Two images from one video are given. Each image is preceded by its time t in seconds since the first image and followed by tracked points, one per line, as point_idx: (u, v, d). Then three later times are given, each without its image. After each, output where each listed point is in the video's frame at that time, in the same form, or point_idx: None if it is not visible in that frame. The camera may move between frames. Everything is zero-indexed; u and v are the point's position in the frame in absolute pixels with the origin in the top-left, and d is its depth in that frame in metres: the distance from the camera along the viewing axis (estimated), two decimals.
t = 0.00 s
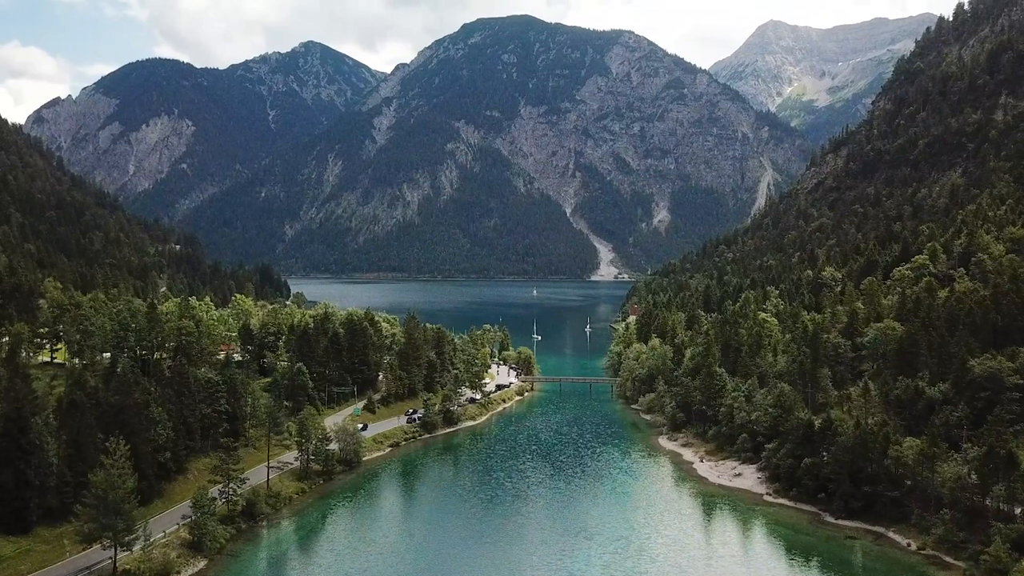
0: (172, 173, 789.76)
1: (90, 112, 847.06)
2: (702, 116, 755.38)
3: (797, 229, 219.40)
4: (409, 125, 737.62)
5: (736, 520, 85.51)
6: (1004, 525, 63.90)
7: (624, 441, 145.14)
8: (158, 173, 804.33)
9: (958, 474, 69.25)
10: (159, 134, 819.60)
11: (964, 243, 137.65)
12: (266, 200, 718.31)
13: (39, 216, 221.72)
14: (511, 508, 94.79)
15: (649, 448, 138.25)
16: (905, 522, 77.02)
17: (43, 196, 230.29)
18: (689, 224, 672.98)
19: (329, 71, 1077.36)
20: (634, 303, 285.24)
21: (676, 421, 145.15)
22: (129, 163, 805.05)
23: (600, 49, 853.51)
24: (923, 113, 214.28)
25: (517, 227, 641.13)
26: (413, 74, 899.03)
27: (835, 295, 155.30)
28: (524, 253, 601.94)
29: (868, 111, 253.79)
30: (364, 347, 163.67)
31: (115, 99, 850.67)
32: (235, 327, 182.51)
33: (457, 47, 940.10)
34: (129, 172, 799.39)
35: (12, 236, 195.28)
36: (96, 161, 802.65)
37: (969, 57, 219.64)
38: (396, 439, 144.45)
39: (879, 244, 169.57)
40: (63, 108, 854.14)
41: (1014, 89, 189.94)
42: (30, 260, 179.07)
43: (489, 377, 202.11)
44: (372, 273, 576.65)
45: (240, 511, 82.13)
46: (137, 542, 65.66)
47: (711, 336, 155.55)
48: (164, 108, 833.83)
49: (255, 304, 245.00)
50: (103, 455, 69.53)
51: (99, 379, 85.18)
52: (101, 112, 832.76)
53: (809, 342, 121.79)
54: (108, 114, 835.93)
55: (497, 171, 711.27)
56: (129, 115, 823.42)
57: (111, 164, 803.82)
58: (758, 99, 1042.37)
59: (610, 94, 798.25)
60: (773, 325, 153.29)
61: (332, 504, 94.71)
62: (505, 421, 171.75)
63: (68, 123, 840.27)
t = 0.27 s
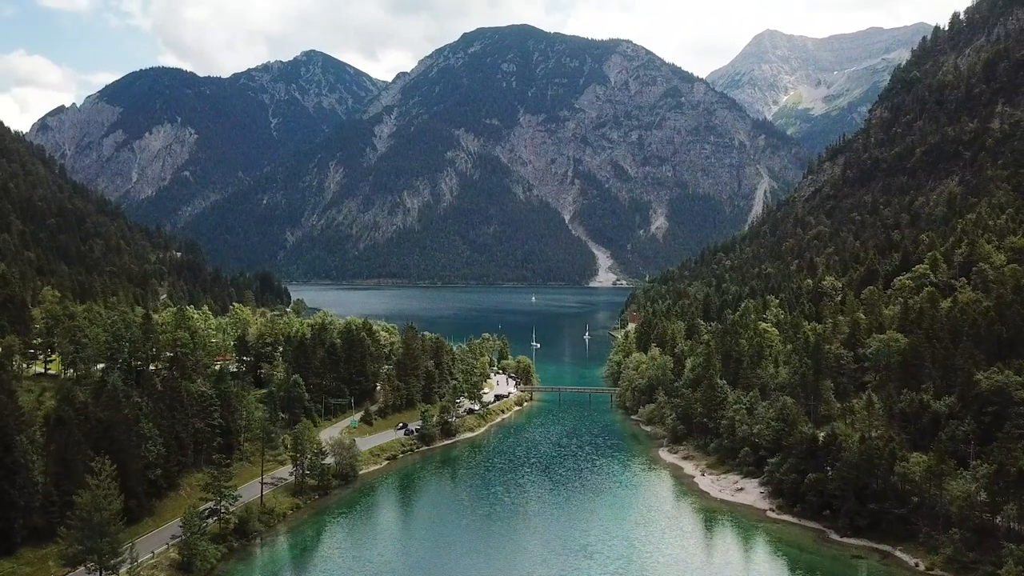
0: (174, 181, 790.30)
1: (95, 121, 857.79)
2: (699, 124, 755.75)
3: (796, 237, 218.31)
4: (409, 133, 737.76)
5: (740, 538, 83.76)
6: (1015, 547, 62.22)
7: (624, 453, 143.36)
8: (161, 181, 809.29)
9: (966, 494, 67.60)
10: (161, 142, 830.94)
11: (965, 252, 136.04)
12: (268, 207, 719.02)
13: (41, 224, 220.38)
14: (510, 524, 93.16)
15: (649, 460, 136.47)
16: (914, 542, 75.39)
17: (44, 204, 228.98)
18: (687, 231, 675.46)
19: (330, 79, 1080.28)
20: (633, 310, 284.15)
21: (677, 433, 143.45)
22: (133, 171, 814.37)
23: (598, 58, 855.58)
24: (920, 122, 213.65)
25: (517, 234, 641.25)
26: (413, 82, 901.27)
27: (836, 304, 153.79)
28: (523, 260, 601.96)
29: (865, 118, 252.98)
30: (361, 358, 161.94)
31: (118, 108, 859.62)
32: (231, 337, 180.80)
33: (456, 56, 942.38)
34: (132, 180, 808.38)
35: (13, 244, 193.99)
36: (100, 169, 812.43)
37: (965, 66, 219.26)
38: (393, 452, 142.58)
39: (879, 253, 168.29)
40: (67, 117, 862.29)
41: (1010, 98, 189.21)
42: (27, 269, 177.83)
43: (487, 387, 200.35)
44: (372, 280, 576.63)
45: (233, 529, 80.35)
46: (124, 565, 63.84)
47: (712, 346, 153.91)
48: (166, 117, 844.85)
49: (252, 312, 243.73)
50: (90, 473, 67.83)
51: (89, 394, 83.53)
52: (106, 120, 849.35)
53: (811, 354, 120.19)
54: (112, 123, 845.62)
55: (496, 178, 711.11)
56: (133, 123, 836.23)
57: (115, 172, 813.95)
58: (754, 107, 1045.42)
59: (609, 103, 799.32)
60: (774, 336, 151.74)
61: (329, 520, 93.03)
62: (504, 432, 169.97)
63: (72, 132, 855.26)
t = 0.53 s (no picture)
0: (176, 184, 789.47)
1: (99, 123, 863.50)
2: (696, 128, 755.39)
3: (795, 239, 216.78)
4: (409, 136, 736.77)
5: (745, 551, 82.18)
6: None
7: (624, 462, 141.47)
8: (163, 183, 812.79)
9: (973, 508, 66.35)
10: (163, 145, 834.99)
11: (965, 256, 134.41)
12: (269, 209, 717.92)
13: (41, 227, 218.80)
14: (510, 538, 91.16)
15: (650, 469, 134.74)
16: (920, 556, 73.74)
17: (44, 207, 227.56)
18: (685, 232, 674.18)
19: (332, 84, 1081.05)
20: (631, 314, 282.69)
21: (678, 440, 141.76)
22: (135, 174, 821.34)
23: (596, 62, 855.21)
24: (917, 126, 212.62)
25: (516, 236, 639.70)
26: (413, 87, 901.68)
27: (836, 310, 152.15)
28: (521, 261, 600.65)
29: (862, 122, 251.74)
30: (358, 365, 160.88)
31: (122, 111, 866.91)
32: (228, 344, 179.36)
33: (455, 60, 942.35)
34: (135, 184, 815.70)
35: (13, 247, 192.49)
36: (103, 172, 820.00)
37: (961, 70, 218.30)
38: (390, 460, 140.98)
39: (879, 256, 166.80)
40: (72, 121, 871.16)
41: (1007, 102, 187.98)
42: (24, 273, 176.41)
43: (486, 393, 198.48)
44: (372, 282, 575.37)
45: (225, 543, 78.52)
46: None
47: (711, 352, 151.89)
48: (168, 120, 847.62)
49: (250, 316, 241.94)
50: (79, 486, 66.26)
51: (79, 405, 81.88)
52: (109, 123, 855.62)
53: (813, 361, 118.74)
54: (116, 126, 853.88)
55: (495, 180, 710.18)
56: (136, 126, 840.42)
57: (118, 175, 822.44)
58: (751, 111, 1045.48)
59: (607, 106, 798.83)
60: (774, 342, 150.19)
61: (323, 532, 91.31)
62: (502, 439, 168.05)
63: (76, 135, 864.17)
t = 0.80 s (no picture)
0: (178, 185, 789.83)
1: (102, 125, 868.58)
2: (694, 130, 754.87)
3: (793, 242, 215.59)
4: (409, 138, 734.99)
5: (748, 564, 80.72)
6: None
7: (624, 468, 139.75)
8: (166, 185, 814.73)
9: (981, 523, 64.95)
10: (165, 147, 838.51)
11: (966, 260, 132.87)
12: (270, 211, 717.17)
13: (41, 229, 217.56)
14: (509, 549, 89.44)
15: (650, 476, 133.14)
16: (927, 570, 72.27)
17: (45, 209, 226.39)
18: (683, 233, 674.24)
19: (334, 86, 1080.66)
20: (630, 316, 281.38)
21: (677, 446, 140.18)
22: (138, 175, 824.44)
23: (595, 64, 854.68)
24: (914, 128, 211.51)
25: (515, 236, 637.88)
26: (413, 89, 901.61)
27: (836, 314, 150.79)
28: (520, 262, 599.95)
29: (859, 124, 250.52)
30: (355, 371, 159.13)
31: (125, 112, 870.08)
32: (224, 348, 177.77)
33: (456, 62, 941.23)
34: (138, 185, 819.08)
35: (13, 249, 191.57)
36: (107, 173, 823.95)
37: (957, 72, 217.34)
38: (388, 467, 139.18)
39: (878, 260, 165.49)
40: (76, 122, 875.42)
41: (1003, 104, 186.92)
42: (22, 276, 175.26)
43: (484, 397, 196.75)
44: (372, 282, 574.51)
45: (218, 557, 76.92)
46: None
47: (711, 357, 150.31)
48: (171, 123, 849.09)
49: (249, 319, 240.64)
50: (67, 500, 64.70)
51: (67, 416, 80.11)
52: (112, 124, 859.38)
53: (814, 367, 117.26)
54: (120, 127, 858.28)
55: (495, 182, 709.09)
56: (139, 128, 843.29)
57: (121, 176, 826.78)
58: (747, 112, 1045.37)
59: (605, 108, 798.15)
60: (774, 347, 148.73)
61: (318, 544, 89.62)
62: (501, 445, 166.30)
63: (80, 137, 870.34)
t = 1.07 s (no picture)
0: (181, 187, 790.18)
1: (105, 128, 869.85)
2: (691, 133, 754.23)
3: (791, 244, 214.18)
4: (409, 141, 734.06)
5: None
6: None
7: (624, 476, 137.94)
8: (168, 187, 815.19)
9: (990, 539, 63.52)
10: (169, 149, 839.01)
11: (966, 265, 131.53)
12: (271, 213, 715.62)
13: (41, 232, 215.93)
14: (507, 562, 87.79)
15: (650, 484, 131.43)
16: None
17: (45, 212, 224.74)
18: (680, 235, 674.53)
19: (335, 89, 1080.34)
20: (628, 318, 279.73)
21: (677, 453, 138.44)
22: (141, 177, 825.07)
23: (593, 67, 854.21)
24: (910, 132, 210.22)
25: (514, 238, 630.84)
26: (414, 92, 901.93)
27: (836, 318, 149.27)
28: (519, 263, 599.44)
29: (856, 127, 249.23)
30: (352, 377, 157.28)
31: (128, 115, 871.33)
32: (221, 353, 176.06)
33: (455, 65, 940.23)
34: (141, 187, 819.93)
35: (12, 253, 190.47)
36: (110, 175, 825.04)
37: (953, 76, 216.27)
38: (385, 475, 137.24)
39: (877, 264, 164.10)
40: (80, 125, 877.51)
41: (999, 108, 186.11)
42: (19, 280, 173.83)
43: (483, 403, 194.93)
44: (372, 284, 573.19)
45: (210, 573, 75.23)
46: None
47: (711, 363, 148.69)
48: (173, 125, 846.91)
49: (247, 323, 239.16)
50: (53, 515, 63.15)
51: (56, 427, 78.53)
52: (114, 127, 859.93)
53: (816, 374, 115.65)
54: (123, 129, 859.42)
55: (494, 184, 707.79)
56: (141, 131, 844.25)
57: (124, 178, 827.64)
58: (743, 116, 1045.53)
59: (603, 111, 797.27)
60: (775, 352, 147.16)
61: (313, 557, 87.97)
62: (499, 451, 164.46)
63: (83, 140, 871.02)
